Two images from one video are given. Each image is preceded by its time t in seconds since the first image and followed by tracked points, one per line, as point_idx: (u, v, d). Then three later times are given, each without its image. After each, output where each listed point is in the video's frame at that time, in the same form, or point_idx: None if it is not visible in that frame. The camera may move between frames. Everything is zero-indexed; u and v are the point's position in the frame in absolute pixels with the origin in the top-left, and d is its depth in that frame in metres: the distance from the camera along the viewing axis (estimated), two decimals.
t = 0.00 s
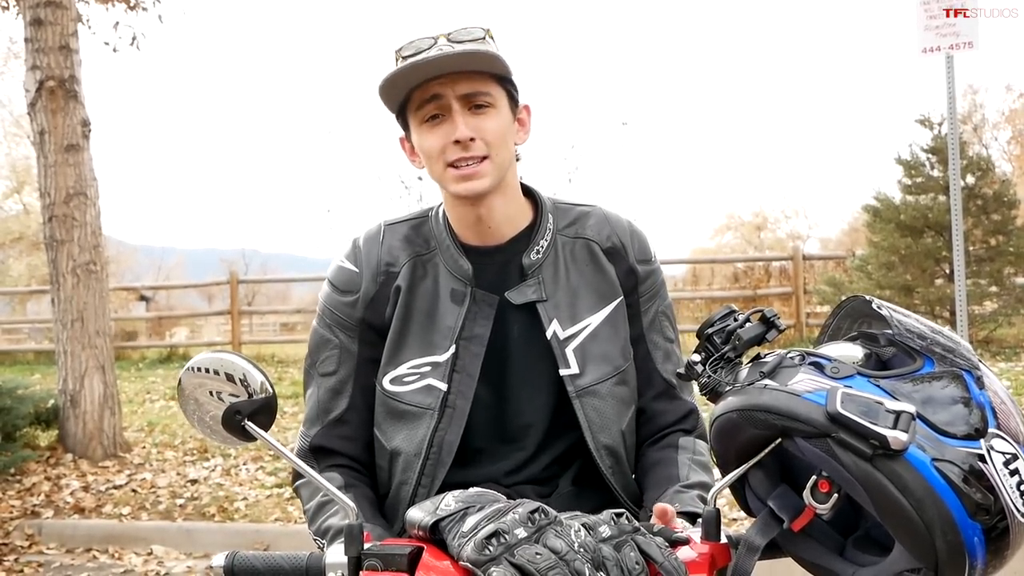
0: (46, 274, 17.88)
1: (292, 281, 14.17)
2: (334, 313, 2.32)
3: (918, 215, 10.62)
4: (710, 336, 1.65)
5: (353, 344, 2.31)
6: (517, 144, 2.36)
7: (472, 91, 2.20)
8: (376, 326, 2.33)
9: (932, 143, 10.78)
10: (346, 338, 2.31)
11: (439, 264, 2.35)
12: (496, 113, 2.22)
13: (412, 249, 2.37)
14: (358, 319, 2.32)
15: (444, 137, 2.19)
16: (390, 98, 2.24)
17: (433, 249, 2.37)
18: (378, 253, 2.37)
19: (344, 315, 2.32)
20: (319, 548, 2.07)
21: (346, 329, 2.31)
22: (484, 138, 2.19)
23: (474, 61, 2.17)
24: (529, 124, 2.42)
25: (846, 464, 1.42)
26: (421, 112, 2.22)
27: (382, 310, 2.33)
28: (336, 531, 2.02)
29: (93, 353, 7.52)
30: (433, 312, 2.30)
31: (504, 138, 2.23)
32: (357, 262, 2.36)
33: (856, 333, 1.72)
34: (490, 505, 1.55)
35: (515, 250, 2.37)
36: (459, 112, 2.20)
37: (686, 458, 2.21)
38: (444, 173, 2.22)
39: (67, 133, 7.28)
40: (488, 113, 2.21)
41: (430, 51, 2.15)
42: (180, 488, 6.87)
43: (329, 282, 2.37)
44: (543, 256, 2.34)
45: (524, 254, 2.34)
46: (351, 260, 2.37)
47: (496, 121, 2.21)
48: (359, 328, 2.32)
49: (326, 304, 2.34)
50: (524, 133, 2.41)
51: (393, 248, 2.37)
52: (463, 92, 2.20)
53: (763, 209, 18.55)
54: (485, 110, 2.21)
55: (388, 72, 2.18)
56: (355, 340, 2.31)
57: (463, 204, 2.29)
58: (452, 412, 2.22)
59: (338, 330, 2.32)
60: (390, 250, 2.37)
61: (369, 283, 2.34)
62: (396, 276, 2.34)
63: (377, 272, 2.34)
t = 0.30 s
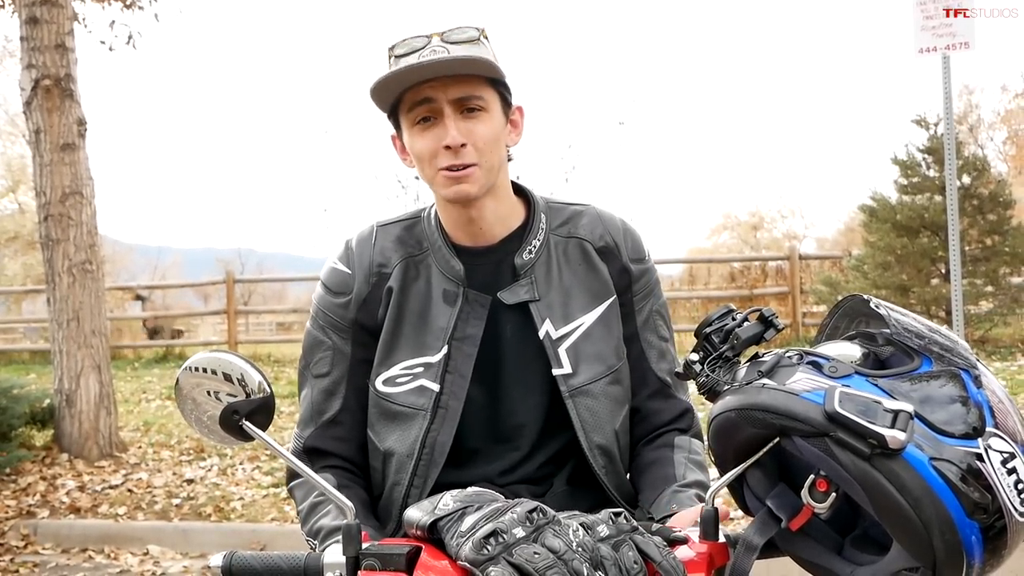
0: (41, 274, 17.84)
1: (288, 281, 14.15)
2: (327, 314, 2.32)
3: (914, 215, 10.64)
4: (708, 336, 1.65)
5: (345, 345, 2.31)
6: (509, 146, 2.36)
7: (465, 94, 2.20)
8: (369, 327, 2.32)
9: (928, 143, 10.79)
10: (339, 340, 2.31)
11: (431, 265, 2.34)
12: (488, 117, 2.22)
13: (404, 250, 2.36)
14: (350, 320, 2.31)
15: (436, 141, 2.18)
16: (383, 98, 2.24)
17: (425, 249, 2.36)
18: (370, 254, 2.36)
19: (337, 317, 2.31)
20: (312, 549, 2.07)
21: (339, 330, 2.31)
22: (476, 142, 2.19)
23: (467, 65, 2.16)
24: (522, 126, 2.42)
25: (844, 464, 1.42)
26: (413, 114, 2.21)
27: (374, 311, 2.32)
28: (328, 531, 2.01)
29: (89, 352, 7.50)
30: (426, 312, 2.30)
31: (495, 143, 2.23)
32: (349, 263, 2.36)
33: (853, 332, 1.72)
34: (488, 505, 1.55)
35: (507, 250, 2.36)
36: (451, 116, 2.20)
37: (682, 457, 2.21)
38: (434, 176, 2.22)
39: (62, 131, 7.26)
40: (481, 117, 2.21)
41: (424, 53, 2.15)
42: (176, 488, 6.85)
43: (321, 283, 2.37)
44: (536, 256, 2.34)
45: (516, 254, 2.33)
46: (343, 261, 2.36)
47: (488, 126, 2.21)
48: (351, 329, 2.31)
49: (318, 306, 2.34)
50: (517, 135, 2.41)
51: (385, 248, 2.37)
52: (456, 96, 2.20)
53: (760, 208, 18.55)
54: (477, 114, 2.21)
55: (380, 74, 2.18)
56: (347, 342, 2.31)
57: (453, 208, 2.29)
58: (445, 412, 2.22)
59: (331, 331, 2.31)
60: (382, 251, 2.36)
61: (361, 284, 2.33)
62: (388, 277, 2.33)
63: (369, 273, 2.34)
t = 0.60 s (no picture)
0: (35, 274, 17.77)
1: (282, 281, 14.13)
2: (323, 315, 2.31)
3: (909, 214, 10.66)
4: (706, 336, 1.65)
5: (342, 347, 2.30)
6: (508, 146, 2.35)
7: (467, 94, 2.20)
8: (365, 328, 2.31)
9: (922, 143, 10.80)
10: (335, 341, 2.30)
11: (428, 266, 2.34)
12: (491, 117, 2.22)
13: (401, 250, 2.35)
14: (347, 321, 2.30)
15: (439, 140, 2.17)
16: (384, 98, 2.23)
17: (422, 250, 2.35)
18: (366, 254, 2.35)
19: (332, 318, 2.30)
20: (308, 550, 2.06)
21: (335, 331, 2.30)
22: (479, 142, 2.18)
23: (471, 64, 2.16)
24: (521, 126, 2.41)
25: (843, 465, 1.42)
26: (415, 114, 2.20)
27: (371, 312, 2.31)
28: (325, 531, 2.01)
29: (84, 352, 7.49)
30: (423, 313, 2.29)
31: (497, 143, 2.22)
32: (345, 264, 2.35)
33: (852, 332, 1.72)
34: (486, 505, 1.55)
35: (504, 251, 2.36)
36: (454, 115, 2.19)
37: (679, 457, 2.21)
38: (436, 177, 2.21)
39: (57, 131, 7.24)
40: (483, 117, 2.20)
41: (426, 52, 2.14)
42: (171, 488, 6.84)
43: (317, 284, 2.36)
44: (533, 257, 2.33)
45: (513, 255, 2.33)
46: (339, 262, 2.35)
47: (491, 125, 2.20)
48: (347, 330, 2.30)
49: (314, 306, 2.33)
50: (516, 136, 2.41)
51: (381, 249, 2.35)
52: (459, 95, 2.19)
53: (754, 208, 18.56)
54: (480, 113, 2.20)
55: (384, 74, 2.18)
56: (343, 343, 2.30)
57: (455, 209, 2.28)
58: (443, 414, 2.22)
59: (327, 333, 2.31)
60: (378, 251, 2.35)
61: (357, 285, 2.32)
62: (384, 278, 2.32)
63: (366, 273, 2.33)
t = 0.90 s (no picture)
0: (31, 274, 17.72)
1: (278, 281, 14.10)
2: (324, 315, 2.30)
3: (905, 215, 10.65)
4: (706, 337, 1.65)
5: (342, 346, 2.29)
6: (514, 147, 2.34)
7: (472, 97, 2.19)
8: (366, 329, 2.30)
9: (919, 144, 10.81)
10: (336, 341, 2.29)
11: (431, 266, 2.33)
12: (495, 120, 2.21)
13: (404, 251, 2.35)
14: (348, 321, 2.29)
15: (441, 143, 2.17)
16: (388, 100, 2.22)
17: (424, 250, 2.34)
18: (369, 254, 2.34)
19: (334, 318, 2.29)
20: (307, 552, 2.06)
21: (336, 331, 2.29)
22: (484, 145, 2.18)
23: (476, 67, 2.15)
24: (527, 126, 2.40)
25: (844, 467, 1.42)
26: (418, 117, 2.20)
27: (373, 313, 2.30)
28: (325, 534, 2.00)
29: (80, 352, 7.47)
30: (426, 314, 2.29)
31: (502, 146, 2.22)
32: (346, 263, 2.33)
33: (853, 333, 1.72)
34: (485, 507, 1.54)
35: (508, 253, 2.35)
36: (458, 119, 2.18)
37: (680, 460, 2.21)
38: (439, 179, 2.21)
39: (53, 130, 7.22)
40: (487, 120, 2.20)
41: (430, 53, 2.13)
42: (166, 488, 6.82)
43: (318, 282, 2.34)
44: (535, 258, 2.33)
45: (516, 257, 2.32)
46: (341, 260, 2.34)
47: (496, 128, 2.20)
48: (349, 331, 2.29)
49: (315, 306, 2.31)
50: (522, 136, 2.40)
51: (384, 249, 2.34)
52: (463, 98, 2.18)
53: (750, 208, 18.55)
54: (484, 116, 2.20)
55: (387, 77, 2.17)
56: (345, 343, 2.29)
57: (457, 212, 2.28)
58: (445, 417, 2.21)
59: (328, 332, 2.29)
60: (381, 251, 2.34)
61: (359, 285, 2.31)
62: (387, 279, 2.31)
63: (368, 274, 2.32)
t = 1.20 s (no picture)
0: (29, 274, 17.68)
1: (276, 280, 14.09)
2: (327, 314, 2.29)
3: (903, 216, 10.65)
4: (708, 338, 1.64)
5: (345, 346, 2.28)
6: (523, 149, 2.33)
7: (482, 99, 2.18)
8: (370, 328, 2.29)
9: (918, 144, 10.81)
10: (339, 340, 2.28)
11: (436, 266, 2.32)
12: (505, 123, 2.20)
13: (408, 250, 2.34)
14: (352, 321, 2.28)
15: (449, 145, 2.16)
16: (398, 99, 2.20)
17: (430, 250, 2.34)
18: (374, 253, 2.33)
19: (338, 317, 2.28)
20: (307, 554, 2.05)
21: (339, 330, 2.28)
22: (492, 149, 2.17)
23: (489, 69, 2.13)
24: (536, 127, 2.39)
25: (847, 468, 1.41)
26: (428, 117, 2.19)
27: (376, 313, 2.30)
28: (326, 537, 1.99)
29: (77, 352, 7.46)
30: (430, 314, 2.28)
31: (511, 149, 2.21)
32: (350, 262, 2.32)
33: (855, 334, 1.71)
34: (487, 508, 1.54)
35: (512, 254, 2.34)
36: (467, 121, 2.17)
37: (681, 464, 2.21)
38: (444, 180, 2.20)
39: (52, 131, 7.22)
40: (497, 123, 2.19)
41: (442, 52, 2.11)
42: (164, 488, 6.81)
43: (321, 281, 2.34)
44: (540, 259, 2.32)
45: (521, 258, 2.32)
46: (345, 259, 2.33)
47: (505, 132, 2.19)
48: (352, 330, 2.28)
49: (319, 304, 2.31)
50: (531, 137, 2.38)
51: (388, 248, 2.34)
52: (474, 100, 2.17)
53: (748, 209, 18.55)
54: (494, 119, 2.19)
55: (398, 76, 2.16)
56: (348, 342, 2.28)
57: (463, 213, 2.27)
58: (448, 419, 2.21)
59: (331, 331, 2.28)
60: (385, 250, 2.34)
61: (363, 284, 2.30)
62: (391, 279, 2.31)
63: (372, 273, 2.31)
